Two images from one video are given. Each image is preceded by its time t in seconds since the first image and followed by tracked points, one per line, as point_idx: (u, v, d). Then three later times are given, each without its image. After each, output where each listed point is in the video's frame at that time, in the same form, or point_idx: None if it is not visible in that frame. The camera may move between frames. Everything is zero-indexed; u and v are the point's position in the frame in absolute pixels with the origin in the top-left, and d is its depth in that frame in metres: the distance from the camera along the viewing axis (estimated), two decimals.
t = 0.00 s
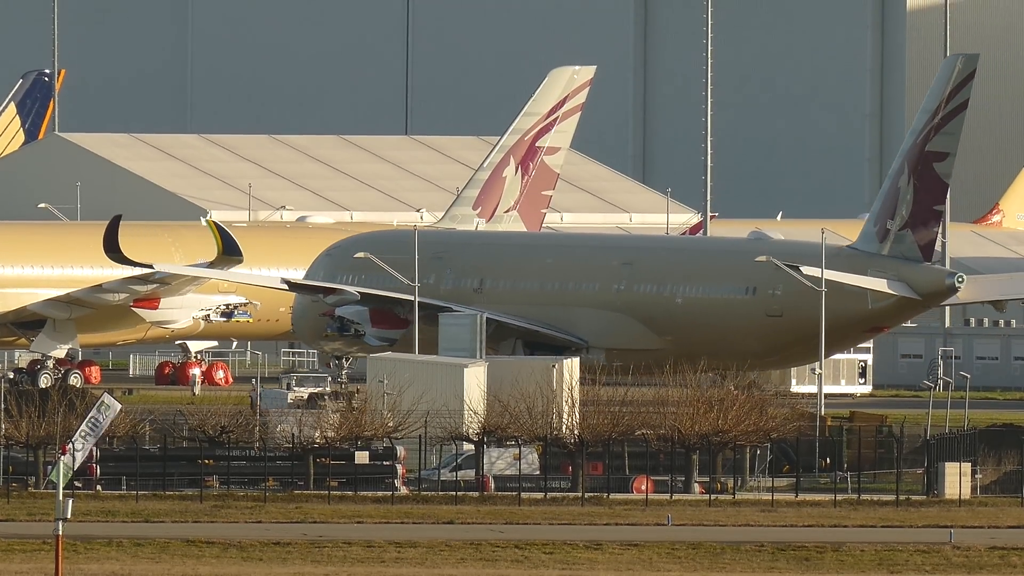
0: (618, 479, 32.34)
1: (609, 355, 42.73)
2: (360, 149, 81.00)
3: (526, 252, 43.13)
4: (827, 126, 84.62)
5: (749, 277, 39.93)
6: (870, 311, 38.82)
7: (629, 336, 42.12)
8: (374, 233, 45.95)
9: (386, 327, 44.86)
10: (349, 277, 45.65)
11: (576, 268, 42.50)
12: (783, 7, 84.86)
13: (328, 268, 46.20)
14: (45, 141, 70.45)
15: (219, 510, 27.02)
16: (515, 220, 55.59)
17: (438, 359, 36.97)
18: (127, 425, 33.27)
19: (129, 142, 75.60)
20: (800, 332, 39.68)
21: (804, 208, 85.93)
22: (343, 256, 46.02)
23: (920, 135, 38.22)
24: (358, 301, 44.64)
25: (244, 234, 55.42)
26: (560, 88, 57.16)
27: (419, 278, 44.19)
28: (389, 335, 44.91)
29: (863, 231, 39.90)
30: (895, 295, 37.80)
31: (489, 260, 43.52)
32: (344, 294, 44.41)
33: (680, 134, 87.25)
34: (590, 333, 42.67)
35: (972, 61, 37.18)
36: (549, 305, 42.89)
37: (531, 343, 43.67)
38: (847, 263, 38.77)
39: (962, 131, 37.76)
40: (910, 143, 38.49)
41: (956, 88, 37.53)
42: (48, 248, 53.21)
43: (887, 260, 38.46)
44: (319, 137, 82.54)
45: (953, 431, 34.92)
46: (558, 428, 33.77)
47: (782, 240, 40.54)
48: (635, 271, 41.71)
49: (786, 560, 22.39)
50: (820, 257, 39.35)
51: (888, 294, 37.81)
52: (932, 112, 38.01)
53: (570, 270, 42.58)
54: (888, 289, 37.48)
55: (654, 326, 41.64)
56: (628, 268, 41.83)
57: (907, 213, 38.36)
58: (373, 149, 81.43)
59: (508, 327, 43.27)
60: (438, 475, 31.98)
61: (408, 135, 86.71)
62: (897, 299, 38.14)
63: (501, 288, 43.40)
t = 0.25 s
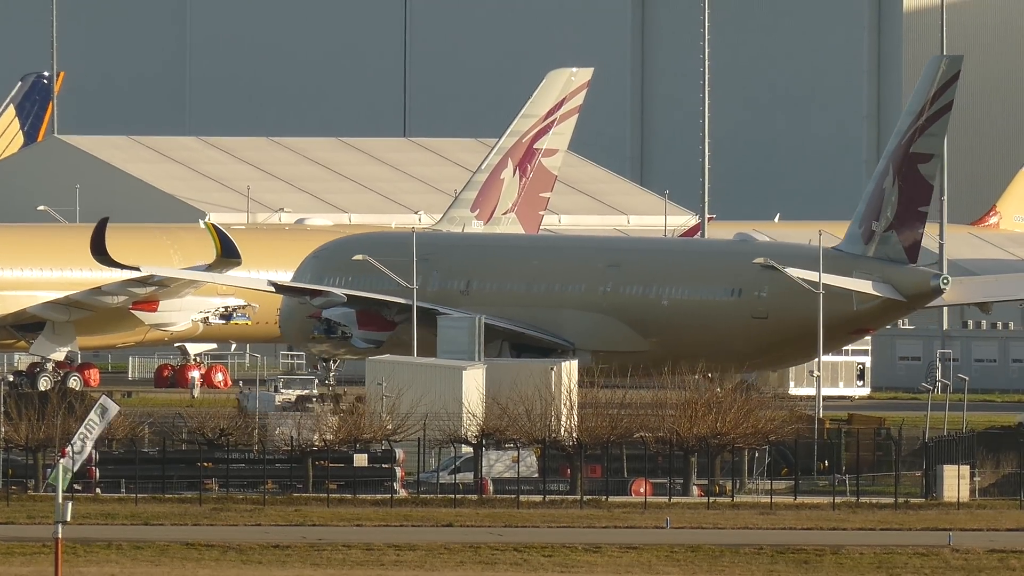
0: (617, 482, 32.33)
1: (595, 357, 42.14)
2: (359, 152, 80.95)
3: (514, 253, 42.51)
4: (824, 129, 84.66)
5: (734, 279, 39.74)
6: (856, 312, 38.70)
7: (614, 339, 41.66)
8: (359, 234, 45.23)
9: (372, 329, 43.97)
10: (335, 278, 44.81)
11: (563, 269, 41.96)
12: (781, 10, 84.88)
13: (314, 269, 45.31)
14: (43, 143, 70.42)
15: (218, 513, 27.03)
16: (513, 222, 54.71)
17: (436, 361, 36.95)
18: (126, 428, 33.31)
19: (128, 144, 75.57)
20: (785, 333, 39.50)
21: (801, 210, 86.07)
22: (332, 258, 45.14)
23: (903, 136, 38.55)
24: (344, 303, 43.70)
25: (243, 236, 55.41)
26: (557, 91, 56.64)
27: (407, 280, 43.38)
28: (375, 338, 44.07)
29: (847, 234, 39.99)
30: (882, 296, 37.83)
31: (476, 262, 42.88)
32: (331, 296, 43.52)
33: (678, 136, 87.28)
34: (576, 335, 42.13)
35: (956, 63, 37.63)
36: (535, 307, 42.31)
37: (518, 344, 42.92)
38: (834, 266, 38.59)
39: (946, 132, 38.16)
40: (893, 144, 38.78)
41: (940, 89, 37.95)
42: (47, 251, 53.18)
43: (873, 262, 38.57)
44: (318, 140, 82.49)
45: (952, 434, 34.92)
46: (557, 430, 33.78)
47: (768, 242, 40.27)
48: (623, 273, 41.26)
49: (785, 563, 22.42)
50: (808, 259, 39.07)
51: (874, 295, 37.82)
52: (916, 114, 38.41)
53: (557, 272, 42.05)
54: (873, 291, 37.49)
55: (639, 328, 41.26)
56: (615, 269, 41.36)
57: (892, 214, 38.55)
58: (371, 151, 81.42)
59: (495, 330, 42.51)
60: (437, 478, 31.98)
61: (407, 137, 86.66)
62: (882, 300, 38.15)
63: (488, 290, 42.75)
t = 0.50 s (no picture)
0: (617, 485, 32.30)
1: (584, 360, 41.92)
2: (359, 155, 80.94)
3: (504, 256, 42.39)
4: (824, 132, 84.79)
5: (723, 282, 39.75)
6: (844, 315, 38.84)
7: (603, 342, 41.58)
8: (349, 239, 44.96)
9: (362, 332, 43.93)
10: (325, 282, 44.48)
11: (551, 272, 41.86)
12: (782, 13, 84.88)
13: (304, 273, 44.93)
14: (44, 147, 70.44)
15: (219, 516, 27.02)
16: (513, 226, 54.53)
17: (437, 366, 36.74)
18: (126, 431, 33.32)
19: (128, 148, 75.58)
20: (775, 336, 39.47)
21: (800, 214, 86.43)
22: (322, 261, 44.80)
23: (892, 140, 38.85)
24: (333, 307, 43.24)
25: (243, 240, 55.42)
26: (557, 95, 56.44)
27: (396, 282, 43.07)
28: (364, 340, 44.10)
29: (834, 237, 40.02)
30: (870, 299, 37.93)
31: (467, 265, 42.64)
32: (320, 298, 42.98)
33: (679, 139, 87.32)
34: (565, 337, 41.99)
35: (944, 66, 37.95)
36: (524, 309, 42.21)
37: (506, 348, 42.53)
38: (820, 269, 38.85)
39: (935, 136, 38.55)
40: (881, 149, 39.03)
41: (928, 92, 38.26)
42: (48, 253, 53.22)
43: (861, 265, 38.63)
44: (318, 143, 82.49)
45: (954, 437, 34.90)
46: (557, 433, 33.81)
47: (758, 245, 40.31)
48: (611, 276, 41.25)
49: (785, 567, 22.40)
50: (796, 263, 39.28)
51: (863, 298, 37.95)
52: (904, 117, 38.73)
53: (545, 275, 41.95)
54: (861, 294, 37.57)
55: (628, 331, 41.25)
56: (604, 272, 41.33)
57: (880, 217, 38.62)
58: (372, 154, 81.41)
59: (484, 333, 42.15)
60: (437, 481, 31.95)
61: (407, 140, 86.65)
62: (870, 303, 38.42)
63: (477, 294, 42.54)
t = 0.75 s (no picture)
0: (619, 485, 32.26)
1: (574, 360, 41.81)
2: (361, 155, 80.94)
3: (495, 256, 42.09)
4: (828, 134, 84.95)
5: (715, 283, 39.55)
6: (834, 317, 38.62)
7: (595, 342, 41.42)
8: (339, 239, 44.69)
9: (352, 332, 43.79)
10: (316, 282, 44.08)
11: (538, 272, 41.61)
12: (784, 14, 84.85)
13: (295, 272, 44.51)
14: (46, 147, 70.48)
15: (221, 517, 27.01)
16: (515, 226, 54.42)
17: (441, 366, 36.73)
18: (128, 431, 33.29)
19: (130, 148, 75.61)
20: (767, 336, 39.27)
21: (802, 214, 86.41)
22: (313, 260, 44.43)
23: (881, 141, 38.67)
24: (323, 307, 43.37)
25: (245, 240, 55.42)
26: (560, 95, 56.19)
27: (388, 283, 42.96)
28: (355, 340, 43.93)
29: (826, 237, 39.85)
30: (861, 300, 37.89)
31: (459, 265, 42.32)
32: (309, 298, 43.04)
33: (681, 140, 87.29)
34: (556, 338, 41.80)
35: (934, 68, 37.97)
36: (515, 310, 41.91)
37: (496, 347, 42.32)
38: (808, 270, 38.70)
39: (924, 137, 38.40)
40: (870, 150, 38.86)
41: (918, 93, 38.16)
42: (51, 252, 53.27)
43: (853, 266, 38.48)
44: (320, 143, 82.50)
45: (955, 437, 34.88)
46: (559, 434, 33.82)
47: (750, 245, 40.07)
48: (602, 276, 40.98)
49: (787, 567, 22.39)
50: (789, 263, 39.11)
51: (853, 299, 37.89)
52: (894, 118, 38.49)
53: (533, 275, 41.68)
54: (852, 295, 37.58)
55: (618, 332, 41.05)
56: (595, 273, 41.07)
57: (871, 219, 38.55)
58: (373, 154, 81.45)
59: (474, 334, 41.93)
60: (439, 481, 31.95)
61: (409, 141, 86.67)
62: (861, 305, 38.29)
63: (467, 294, 42.20)
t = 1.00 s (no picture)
0: (619, 493, 32.29)
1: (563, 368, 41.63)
2: (361, 163, 80.99)
3: (481, 265, 42.08)
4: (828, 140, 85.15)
5: (702, 290, 39.40)
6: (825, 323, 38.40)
7: (582, 350, 41.18)
8: (327, 247, 44.74)
9: (341, 339, 43.69)
10: (304, 289, 44.05)
11: (525, 281, 41.57)
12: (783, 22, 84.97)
13: (283, 281, 44.54)
14: (46, 155, 70.54)
15: (220, 525, 27.00)
16: (515, 234, 54.45)
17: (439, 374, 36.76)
18: (127, 439, 33.26)
19: (130, 156, 75.67)
20: (752, 344, 39.06)
21: (801, 222, 86.42)
22: (302, 268, 44.45)
23: (869, 148, 38.56)
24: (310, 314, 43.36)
25: (245, 248, 55.50)
26: (559, 103, 56.12)
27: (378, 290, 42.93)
28: (343, 347, 43.80)
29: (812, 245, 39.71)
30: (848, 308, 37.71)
31: (446, 272, 42.38)
32: (298, 306, 43.11)
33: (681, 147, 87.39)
34: (543, 346, 41.68)
35: (922, 75, 37.78)
36: (501, 318, 41.83)
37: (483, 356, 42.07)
38: (798, 278, 38.47)
39: (913, 144, 38.30)
40: (859, 157, 38.76)
41: (906, 101, 38.06)
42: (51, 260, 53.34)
43: (839, 274, 38.32)
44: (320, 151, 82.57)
45: (955, 445, 34.90)
46: (559, 442, 33.81)
47: (738, 253, 39.99)
48: (590, 284, 40.76)
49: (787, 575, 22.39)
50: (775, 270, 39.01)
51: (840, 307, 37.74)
52: (882, 125, 38.46)
53: (517, 283, 41.67)
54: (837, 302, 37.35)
55: (607, 339, 40.79)
56: (582, 281, 40.88)
57: (859, 225, 38.47)
58: (373, 163, 81.50)
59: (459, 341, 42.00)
60: (439, 489, 31.93)
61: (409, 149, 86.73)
62: (847, 313, 38.17)
63: (455, 301, 42.20)
